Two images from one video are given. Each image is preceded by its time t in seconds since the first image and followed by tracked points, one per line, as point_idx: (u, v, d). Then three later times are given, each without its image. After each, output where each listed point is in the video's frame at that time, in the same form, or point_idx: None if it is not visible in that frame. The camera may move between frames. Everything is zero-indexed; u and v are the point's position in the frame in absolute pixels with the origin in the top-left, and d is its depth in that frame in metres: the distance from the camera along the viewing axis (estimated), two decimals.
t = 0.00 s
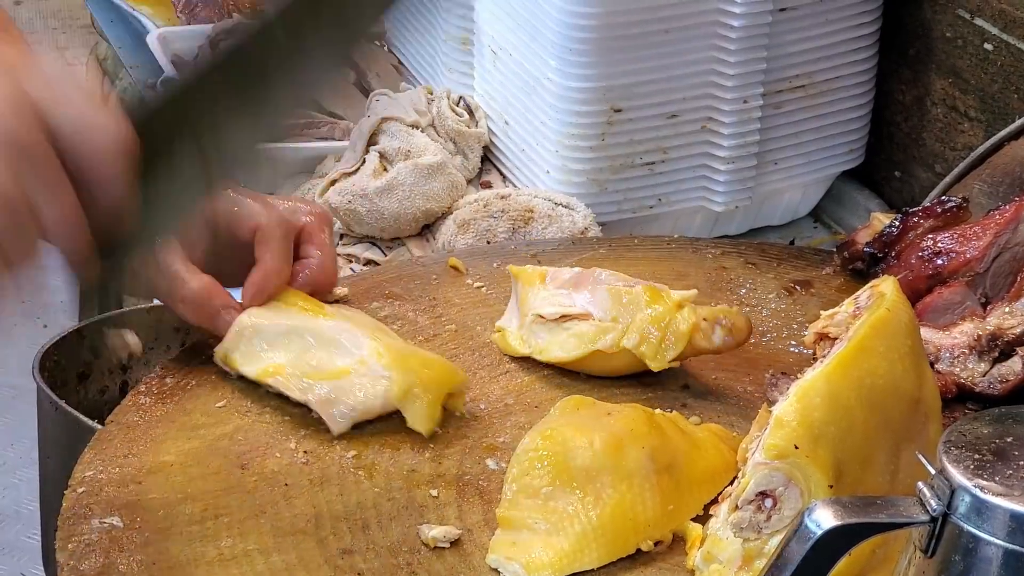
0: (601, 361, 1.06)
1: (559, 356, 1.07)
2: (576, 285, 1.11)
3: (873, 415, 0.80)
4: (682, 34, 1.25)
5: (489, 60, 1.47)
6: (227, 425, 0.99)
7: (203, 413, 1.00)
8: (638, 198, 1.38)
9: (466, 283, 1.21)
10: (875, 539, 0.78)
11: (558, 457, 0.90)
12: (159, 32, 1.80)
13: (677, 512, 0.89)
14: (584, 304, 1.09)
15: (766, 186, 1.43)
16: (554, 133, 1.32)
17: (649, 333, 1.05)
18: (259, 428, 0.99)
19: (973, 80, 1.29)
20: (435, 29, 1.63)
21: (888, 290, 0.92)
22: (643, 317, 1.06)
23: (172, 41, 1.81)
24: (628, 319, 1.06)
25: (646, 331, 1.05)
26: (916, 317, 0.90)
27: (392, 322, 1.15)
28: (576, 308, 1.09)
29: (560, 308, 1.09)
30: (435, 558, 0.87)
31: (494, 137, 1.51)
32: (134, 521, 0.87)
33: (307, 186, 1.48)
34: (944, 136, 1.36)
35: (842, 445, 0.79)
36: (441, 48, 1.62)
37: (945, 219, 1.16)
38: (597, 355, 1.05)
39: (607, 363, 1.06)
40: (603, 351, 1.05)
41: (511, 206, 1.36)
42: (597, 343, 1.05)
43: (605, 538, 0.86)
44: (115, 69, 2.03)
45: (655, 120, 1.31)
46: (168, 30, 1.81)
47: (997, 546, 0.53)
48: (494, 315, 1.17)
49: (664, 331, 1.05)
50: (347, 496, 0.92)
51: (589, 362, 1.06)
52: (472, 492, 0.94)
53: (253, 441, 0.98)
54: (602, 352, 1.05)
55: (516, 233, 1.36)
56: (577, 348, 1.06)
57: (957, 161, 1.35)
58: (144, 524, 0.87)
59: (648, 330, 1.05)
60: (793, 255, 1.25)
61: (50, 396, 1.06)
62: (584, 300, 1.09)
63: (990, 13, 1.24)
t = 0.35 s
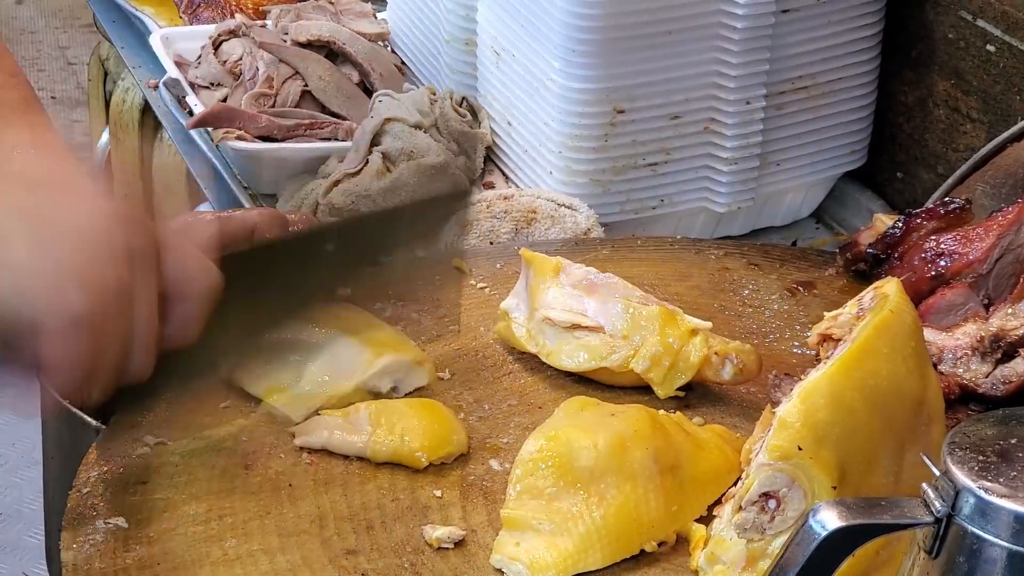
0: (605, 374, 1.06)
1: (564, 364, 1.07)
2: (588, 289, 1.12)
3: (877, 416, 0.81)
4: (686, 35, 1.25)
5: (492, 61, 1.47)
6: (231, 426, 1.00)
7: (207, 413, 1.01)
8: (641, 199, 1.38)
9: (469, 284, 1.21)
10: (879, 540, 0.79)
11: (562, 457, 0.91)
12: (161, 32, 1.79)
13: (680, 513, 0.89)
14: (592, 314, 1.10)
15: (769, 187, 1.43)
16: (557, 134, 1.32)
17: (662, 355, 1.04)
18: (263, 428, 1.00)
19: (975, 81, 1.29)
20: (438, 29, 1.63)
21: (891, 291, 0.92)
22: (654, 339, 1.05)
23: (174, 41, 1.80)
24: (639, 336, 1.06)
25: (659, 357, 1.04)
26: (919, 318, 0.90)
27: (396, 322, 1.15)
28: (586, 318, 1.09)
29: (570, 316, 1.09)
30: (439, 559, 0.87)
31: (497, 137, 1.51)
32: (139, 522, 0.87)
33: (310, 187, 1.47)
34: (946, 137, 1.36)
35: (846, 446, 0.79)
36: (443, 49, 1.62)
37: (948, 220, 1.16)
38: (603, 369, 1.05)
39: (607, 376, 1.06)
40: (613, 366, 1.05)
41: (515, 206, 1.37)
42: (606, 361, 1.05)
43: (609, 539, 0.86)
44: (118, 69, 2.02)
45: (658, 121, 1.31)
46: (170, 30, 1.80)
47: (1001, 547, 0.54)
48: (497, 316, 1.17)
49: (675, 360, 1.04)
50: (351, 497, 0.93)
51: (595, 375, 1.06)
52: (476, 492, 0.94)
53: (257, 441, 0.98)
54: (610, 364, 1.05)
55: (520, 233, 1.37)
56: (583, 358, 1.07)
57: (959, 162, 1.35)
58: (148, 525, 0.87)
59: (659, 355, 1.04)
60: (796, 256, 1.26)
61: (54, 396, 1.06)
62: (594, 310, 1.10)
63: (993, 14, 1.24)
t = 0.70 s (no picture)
0: (605, 369, 1.06)
1: (565, 360, 1.07)
2: (587, 287, 1.12)
3: (878, 415, 0.81)
4: (687, 35, 1.25)
5: (493, 60, 1.47)
6: (234, 424, 1.00)
7: (209, 411, 1.01)
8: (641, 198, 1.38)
9: (471, 283, 1.21)
10: (880, 538, 0.79)
11: (562, 455, 0.91)
12: (163, 32, 1.80)
13: (682, 511, 0.89)
14: (593, 309, 1.10)
15: (770, 186, 1.43)
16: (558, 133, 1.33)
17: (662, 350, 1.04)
18: (265, 427, 1.00)
19: (976, 80, 1.29)
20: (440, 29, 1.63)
21: (893, 290, 0.92)
22: (654, 332, 1.05)
23: (175, 40, 1.81)
24: (639, 330, 1.06)
25: (658, 349, 1.04)
26: (920, 317, 0.90)
27: (398, 321, 1.15)
28: (586, 314, 1.09)
29: (569, 312, 1.09)
30: (440, 557, 0.87)
31: (498, 137, 1.51)
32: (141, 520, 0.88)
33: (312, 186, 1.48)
34: (947, 136, 1.36)
35: (847, 444, 0.79)
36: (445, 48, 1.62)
37: (948, 219, 1.16)
38: (604, 363, 1.06)
39: (608, 371, 1.06)
40: (612, 360, 1.05)
41: (515, 206, 1.36)
42: (605, 354, 1.06)
43: (610, 538, 0.86)
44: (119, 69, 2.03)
45: (659, 120, 1.32)
46: (172, 30, 1.82)
47: (1003, 544, 0.54)
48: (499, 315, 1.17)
49: (674, 351, 1.04)
50: (353, 495, 0.93)
51: (596, 370, 1.07)
52: (478, 490, 0.95)
53: (260, 439, 0.98)
54: (610, 359, 1.05)
55: (521, 232, 1.36)
56: (583, 355, 1.07)
57: (960, 162, 1.36)
58: (150, 523, 0.87)
59: (659, 348, 1.04)
60: (797, 255, 1.26)
61: (54, 393, 1.06)
62: (593, 307, 1.10)
63: (994, 13, 1.24)
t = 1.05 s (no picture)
0: (604, 369, 1.06)
1: (565, 358, 1.07)
2: (588, 285, 1.12)
3: (877, 412, 0.81)
4: (687, 33, 1.25)
5: (493, 58, 1.47)
6: (234, 422, 1.00)
7: (210, 410, 1.01)
8: (641, 196, 1.38)
9: (471, 281, 1.21)
10: (879, 536, 0.79)
11: (563, 453, 0.91)
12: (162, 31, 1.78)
13: (681, 508, 0.89)
14: (594, 310, 1.10)
15: (770, 184, 1.44)
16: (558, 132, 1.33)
17: (661, 352, 1.04)
18: (266, 425, 1.00)
19: (976, 78, 1.29)
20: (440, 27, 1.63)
21: (893, 288, 0.92)
22: (654, 332, 1.05)
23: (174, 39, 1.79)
24: (639, 330, 1.06)
25: (658, 349, 1.04)
26: (920, 315, 0.90)
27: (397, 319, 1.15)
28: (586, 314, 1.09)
29: (570, 312, 1.10)
30: (440, 555, 0.87)
31: (498, 134, 1.51)
32: (141, 518, 0.88)
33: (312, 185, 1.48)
34: (947, 134, 1.36)
35: (847, 441, 0.79)
36: (445, 46, 1.62)
37: (948, 217, 1.16)
38: (606, 362, 1.06)
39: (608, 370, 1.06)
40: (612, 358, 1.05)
41: (516, 202, 1.36)
42: (606, 354, 1.06)
43: (611, 535, 0.86)
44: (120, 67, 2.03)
45: (658, 118, 1.32)
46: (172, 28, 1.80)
47: (1001, 541, 0.54)
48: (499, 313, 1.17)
49: (675, 350, 1.05)
50: (354, 492, 0.93)
51: (596, 369, 1.07)
52: (478, 488, 0.95)
53: (260, 437, 0.98)
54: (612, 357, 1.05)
55: (521, 229, 1.36)
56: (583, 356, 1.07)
57: (959, 160, 1.36)
58: (151, 520, 0.88)
59: (659, 347, 1.04)
60: (797, 253, 1.26)
61: (58, 392, 1.04)
62: (593, 306, 1.10)
63: (994, 11, 1.24)
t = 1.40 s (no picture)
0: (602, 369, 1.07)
1: (564, 355, 1.08)
2: (586, 284, 1.13)
3: (875, 410, 0.81)
4: (685, 32, 1.26)
5: (492, 57, 1.47)
6: (233, 420, 1.00)
7: (209, 407, 1.00)
8: (640, 195, 1.38)
9: (469, 279, 1.21)
10: (876, 534, 0.79)
11: (561, 450, 0.91)
12: (161, 29, 1.80)
13: (679, 506, 0.90)
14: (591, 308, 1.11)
15: (768, 183, 1.44)
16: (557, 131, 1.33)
17: (659, 349, 1.05)
18: (264, 423, 1.00)
19: (974, 77, 1.29)
20: (439, 26, 1.63)
21: (890, 286, 0.92)
22: (651, 330, 1.06)
23: (173, 38, 1.81)
24: (637, 328, 1.07)
25: (656, 347, 1.05)
26: (918, 313, 0.90)
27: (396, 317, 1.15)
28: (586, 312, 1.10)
29: (570, 309, 1.10)
30: (439, 553, 0.87)
31: (497, 133, 1.51)
32: (140, 516, 0.88)
33: (311, 183, 1.48)
34: (945, 133, 1.37)
35: (844, 439, 0.80)
36: (444, 45, 1.62)
37: (947, 216, 1.16)
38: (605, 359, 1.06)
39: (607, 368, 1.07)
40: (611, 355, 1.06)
41: (514, 202, 1.36)
42: (604, 352, 1.06)
43: (609, 533, 0.87)
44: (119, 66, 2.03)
45: (657, 117, 1.32)
46: (171, 26, 1.81)
47: (999, 539, 0.54)
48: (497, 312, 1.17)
49: (672, 349, 1.05)
50: (352, 491, 0.93)
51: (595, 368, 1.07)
52: (477, 486, 0.95)
53: (259, 435, 0.98)
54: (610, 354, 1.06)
55: (519, 229, 1.36)
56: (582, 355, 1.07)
57: (957, 159, 1.36)
58: (150, 519, 0.88)
59: (657, 345, 1.05)
60: (795, 252, 1.26)
61: (58, 393, 1.05)
62: (592, 304, 1.11)
63: (992, 10, 1.24)
